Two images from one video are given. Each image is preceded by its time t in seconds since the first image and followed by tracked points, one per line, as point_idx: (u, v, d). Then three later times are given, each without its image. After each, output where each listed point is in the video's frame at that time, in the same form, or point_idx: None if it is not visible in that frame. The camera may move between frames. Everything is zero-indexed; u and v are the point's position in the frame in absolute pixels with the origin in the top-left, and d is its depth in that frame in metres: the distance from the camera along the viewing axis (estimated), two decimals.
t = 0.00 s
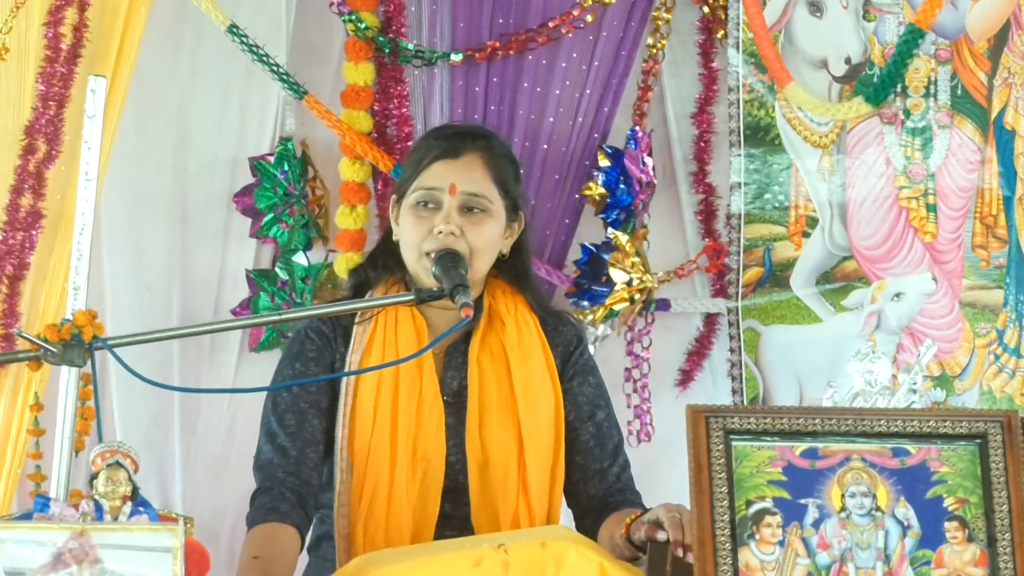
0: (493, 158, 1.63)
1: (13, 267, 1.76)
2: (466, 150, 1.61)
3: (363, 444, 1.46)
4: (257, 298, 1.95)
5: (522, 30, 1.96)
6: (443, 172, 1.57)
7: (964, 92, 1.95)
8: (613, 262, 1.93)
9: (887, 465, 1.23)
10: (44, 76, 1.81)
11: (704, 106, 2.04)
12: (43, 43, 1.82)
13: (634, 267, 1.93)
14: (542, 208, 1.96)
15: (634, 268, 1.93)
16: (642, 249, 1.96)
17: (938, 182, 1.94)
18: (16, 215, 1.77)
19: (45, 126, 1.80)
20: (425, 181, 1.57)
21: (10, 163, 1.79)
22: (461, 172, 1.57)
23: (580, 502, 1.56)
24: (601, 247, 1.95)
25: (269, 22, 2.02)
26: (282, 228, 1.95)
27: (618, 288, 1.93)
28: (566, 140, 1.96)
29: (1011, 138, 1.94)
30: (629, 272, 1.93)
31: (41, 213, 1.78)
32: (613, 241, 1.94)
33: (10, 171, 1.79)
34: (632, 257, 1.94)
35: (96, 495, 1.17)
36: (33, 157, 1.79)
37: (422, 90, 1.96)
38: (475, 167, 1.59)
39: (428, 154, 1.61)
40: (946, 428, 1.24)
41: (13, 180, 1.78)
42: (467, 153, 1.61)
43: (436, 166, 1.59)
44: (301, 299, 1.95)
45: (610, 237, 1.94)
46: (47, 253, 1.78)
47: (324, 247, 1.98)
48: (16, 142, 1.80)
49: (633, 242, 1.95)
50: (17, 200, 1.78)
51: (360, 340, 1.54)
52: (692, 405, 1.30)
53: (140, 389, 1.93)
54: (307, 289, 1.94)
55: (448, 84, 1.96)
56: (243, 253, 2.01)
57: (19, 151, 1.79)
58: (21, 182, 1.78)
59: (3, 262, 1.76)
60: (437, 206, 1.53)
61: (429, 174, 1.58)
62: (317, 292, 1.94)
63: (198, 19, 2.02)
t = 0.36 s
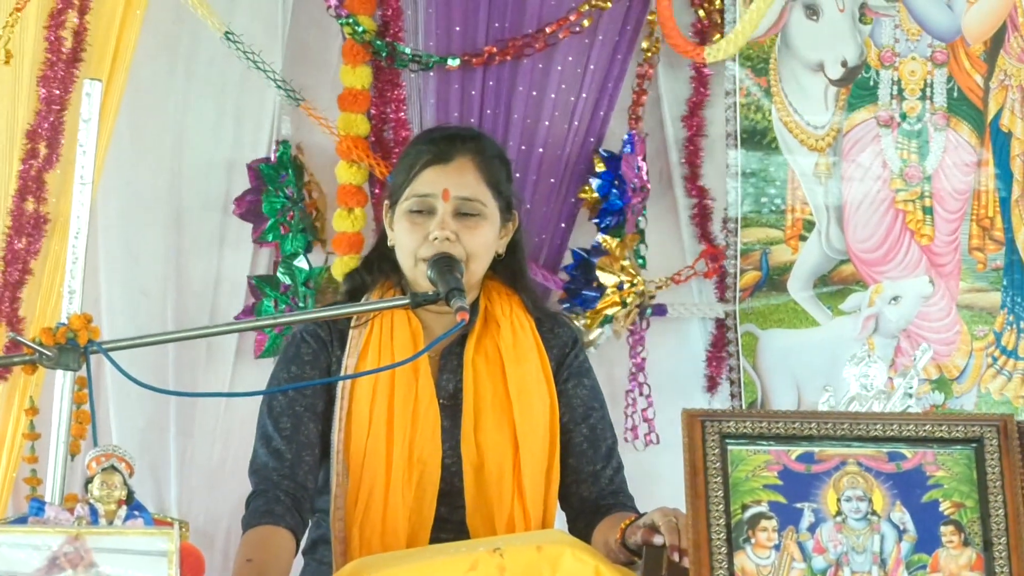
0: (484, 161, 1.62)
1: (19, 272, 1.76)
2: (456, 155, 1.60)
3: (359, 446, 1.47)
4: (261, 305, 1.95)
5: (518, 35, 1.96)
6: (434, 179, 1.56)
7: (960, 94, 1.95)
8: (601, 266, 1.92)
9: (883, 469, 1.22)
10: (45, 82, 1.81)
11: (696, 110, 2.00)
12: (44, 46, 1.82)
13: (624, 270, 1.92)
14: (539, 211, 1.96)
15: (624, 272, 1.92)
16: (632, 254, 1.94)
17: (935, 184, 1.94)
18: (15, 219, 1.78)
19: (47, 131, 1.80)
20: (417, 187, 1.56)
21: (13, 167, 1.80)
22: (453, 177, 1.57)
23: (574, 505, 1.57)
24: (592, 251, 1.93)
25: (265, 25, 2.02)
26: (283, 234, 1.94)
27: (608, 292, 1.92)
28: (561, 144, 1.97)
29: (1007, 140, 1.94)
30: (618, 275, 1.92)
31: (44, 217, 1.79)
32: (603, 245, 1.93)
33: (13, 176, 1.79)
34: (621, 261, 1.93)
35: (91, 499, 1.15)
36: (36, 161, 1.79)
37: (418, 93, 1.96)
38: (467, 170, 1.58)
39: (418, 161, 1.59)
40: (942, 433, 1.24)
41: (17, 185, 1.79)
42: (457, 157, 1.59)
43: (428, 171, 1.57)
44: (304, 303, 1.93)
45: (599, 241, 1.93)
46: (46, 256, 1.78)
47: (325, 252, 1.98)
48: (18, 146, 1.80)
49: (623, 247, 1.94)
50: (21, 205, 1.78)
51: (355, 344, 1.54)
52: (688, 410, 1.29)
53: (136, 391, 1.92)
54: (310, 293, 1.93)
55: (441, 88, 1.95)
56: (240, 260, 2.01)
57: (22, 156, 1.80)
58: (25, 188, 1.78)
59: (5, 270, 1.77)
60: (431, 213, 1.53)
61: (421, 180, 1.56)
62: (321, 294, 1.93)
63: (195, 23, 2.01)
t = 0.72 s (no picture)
0: (478, 163, 1.61)
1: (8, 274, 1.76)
2: (451, 157, 1.59)
3: (355, 447, 1.47)
4: (239, 302, 1.94)
5: (513, 34, 1.96)
6: (429, 182, 1.56)
7: (958, 94, 1.94)
8: (584, 265, 1.92)
9: (879, 472, 1.22)
10: (40, 84, 1.81)
11: (697, 112, 2.03)
12: (40, 49, 1.81)
13: (609, 270, 1.93)
14: (537, 212, 1.95)
15: (610, 271, 1.93)
16: (622, 255, 1.95)
17: (933, 184, 1.94)
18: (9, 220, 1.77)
19: (43, 133, 1.80)
20: (412, 192, 1.56)
21: (8, 170, 1.79)
22: (447, 180, 1.56)
23: (570, 508, 1.56)
24: (577, 252, 1.93)
25: (261, 27, 2.02)
26: (268, 234, 1.94)
27: (592, 291, 1.92)
28: (558, 145, 1.96)
29: (1005, 138, 1.94)
30: (602, 275, 1.92)
31: (36, 219, 1.78)
32: (589, 245, 1.92)
33: (10, 179, 1.79)
34: (606, 260, 1.93)
35: (87, 501, 1.15)
36: (33, 163, 1.79)
37: (414, 95, 1.95)
38: (462, 173, 1.58)
39: (413, 164, 1.59)
40: (939, 435, 1.23)
41: (15, 188, 1.78)
42: (452, 159, 1.59)
43: (422, 175, 1.57)
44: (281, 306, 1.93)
45: (585, 241, 1.92)
46: (40, 258, 1.77)
47: (309, 254, 2.00)
48: (15, 149, 1.79)
49: (611, 248, 1.94)
50: (20, 208, 1.78)
51: (352, 347, 1.54)
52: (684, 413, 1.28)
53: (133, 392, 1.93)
54: (289, 296, 1.92)
55: (438, 90, 1.95)
56: (237, 259, 2.00)
57: (19, 158, 1.79)
58: (22, 191, 1.78)
59: (2, 272, 1.76)
60: (427, 216, 1.53)
61: (415, 184, 1.56)
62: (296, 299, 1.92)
63: (190, 24, 2.01)
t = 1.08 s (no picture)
0: (474, 165, 1.61)
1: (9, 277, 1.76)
2: (447, 160, 1.59)
3: (353, 450, 1.47)
4: (240, 303, 1.94)
5: (512, 39, 1.96)
6: (426, 185, 1.56)
7: (956, 95, 1.95)
8: (575, 264, 1.91)
9: (878, 474, 1.22)
10: (42, 87, 1.81)
11: (695, 114, 2.03)
12: (40, 52, 1.82)
13: (601, 269, 1.91)
14: (535, 213, 1.96)
15: (601, 271, 1.91)
16: (615, 256, 1.94)
17: (932, 186, 1.94)
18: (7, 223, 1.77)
19: (45, 136, 1.80)
20: (410, 195, 1.55)
21: (12, 175, 1.79)
22: (444, 183, 1.56)
23: (568, 510, 1.56)
24: (570, 250, 1.92)
25: (258, 29, 2.01)
26: (268, 236, 1.94)
27: (583, 289, 1.90)
28: (556, 147, 1.96)
29: (1002, 139, 1.95)
30: (594, 274, 1.90)
31: (34, 221, 1.78)
32: (583, 243, 1.92)
33: (13, 184, 1.79)
34: (599, 260, 1.91)
35: (86, 503, 1.15)
36: (36, 167, 1.79)
37: (413, 96, 1.96)
38: (458, 175, 1.58)
39: (409, 168, 1.59)
40: (937, 437, 1.24)
41: (18, 192, 1.79)
42: (449, 162, 1.59)
43: (419, 179, 1.57)
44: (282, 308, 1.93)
45: (580, 240, 1.92)
46: (40, 261, 1.77)
47: (308, 257, 1.99)
48: (16, 152, 1.80)
49: (604, 248, 1.93)
50: (24, 212, 1.78)
51: (350, 350, 1.55)
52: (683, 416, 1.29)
53: (132, 395, 1.93)
54: (290, 298, 1.92)
55: (436, 92, 1.95)
56: (237, 261, 2.01)
57: (22, 163, 1.79)
58: (25, 195, 1.78)
59: (5, 275, 1.76)
60: (425, 219, 1.53)
61: (413, 188, 1.56)
62: (296, 302, 1.92)
63: (189, 27, 2.01)
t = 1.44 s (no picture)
0: (458, 163, 1.62)
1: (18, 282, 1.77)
2: (431, 158, 1.59)
3: (350, 453, 1.47)
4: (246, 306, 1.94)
5: (510, 37, 1.97)
6: (415, 187, 1.55)
7: (954, 98, 1.96)
8: (575, 263, 1.91)
9: (878, 475, 1.22)
10: (46, 91, 1.81)
11: (687, 115, 2.01)
12: (42, 55, 1.82)
13: (601, 270, 1.91)
14: (531, 215, 1.96)
15: (600, 271, 1.91)
16: (612, 257, 1.94)
17: (929, 188, 1.94)
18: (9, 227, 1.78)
19: (51, 137, 1.81)
20: (399, 198, 1.55)
21: (20, 178, 1.79)
22: (432, 182, 1.56)
23: (565, 510, 1.56)
24: (569, 250, 1.92)
25: (257, 31, 2.02)
26: (272, 237, 1.93)
27: (582, 288, 1.90)
28: (554, 149, 1.97)
29: (1000, 143, 1.95)
30: (593, 274, 1.91)
31: (33, 223, 1.78)
32: (582, 244, 1.92)
33: (21, 187, 1.79)
34: (599, 260, 1.92)
35: (85, 505, 1.14)
36: (43, 168, 1.80)
37: (411, 97, 1.96)
38: (445, 173, 1.58)
39: (395, 171, 1.58)
40: (936, 438, 1.24)
41: (26, 195, 1.79)
42: (433, 161, 1.59)
43: (407, 180, 1.56)
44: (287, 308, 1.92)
45: (578, 240, 1.92)
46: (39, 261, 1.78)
47: (310, 257, 2.00)
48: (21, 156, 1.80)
49: (603, 249, 1.93)
50: (30, 215, 1.79)
51: (345, 352, 1.54)
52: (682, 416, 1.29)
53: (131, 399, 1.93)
54: (295, 297, 1.92)
55: (435, 94, 1.96)
56: (237, 263, 2.01)
57: (27, 166, 1.80)
58: (34, 198, 1.79)
59: (14, 277, 1.77)
60: (417, 220, 1.53)
61: (402, 191, 1.55)
62: (303, 301, 1.92)
63: (189, 29, 2.01)
